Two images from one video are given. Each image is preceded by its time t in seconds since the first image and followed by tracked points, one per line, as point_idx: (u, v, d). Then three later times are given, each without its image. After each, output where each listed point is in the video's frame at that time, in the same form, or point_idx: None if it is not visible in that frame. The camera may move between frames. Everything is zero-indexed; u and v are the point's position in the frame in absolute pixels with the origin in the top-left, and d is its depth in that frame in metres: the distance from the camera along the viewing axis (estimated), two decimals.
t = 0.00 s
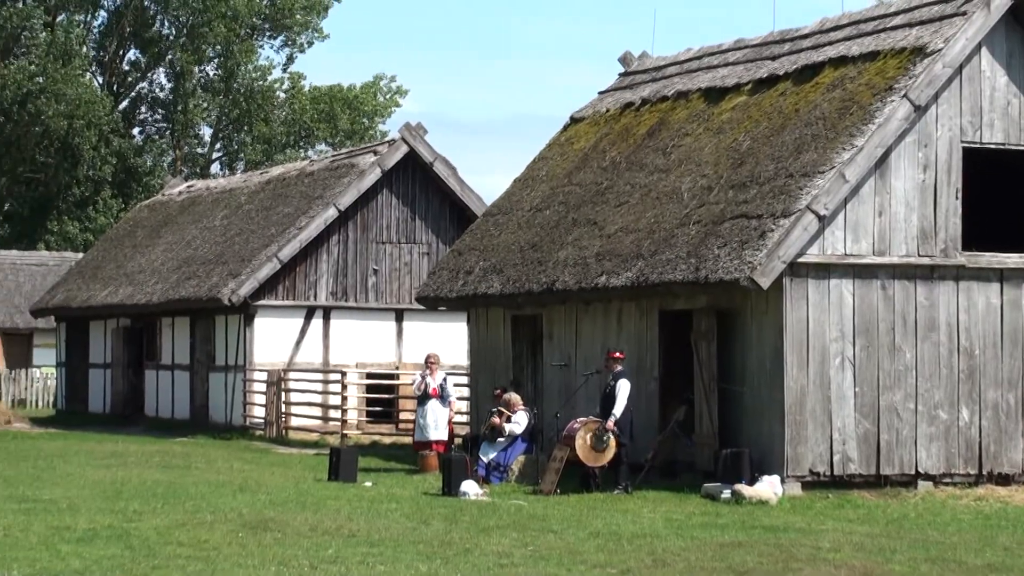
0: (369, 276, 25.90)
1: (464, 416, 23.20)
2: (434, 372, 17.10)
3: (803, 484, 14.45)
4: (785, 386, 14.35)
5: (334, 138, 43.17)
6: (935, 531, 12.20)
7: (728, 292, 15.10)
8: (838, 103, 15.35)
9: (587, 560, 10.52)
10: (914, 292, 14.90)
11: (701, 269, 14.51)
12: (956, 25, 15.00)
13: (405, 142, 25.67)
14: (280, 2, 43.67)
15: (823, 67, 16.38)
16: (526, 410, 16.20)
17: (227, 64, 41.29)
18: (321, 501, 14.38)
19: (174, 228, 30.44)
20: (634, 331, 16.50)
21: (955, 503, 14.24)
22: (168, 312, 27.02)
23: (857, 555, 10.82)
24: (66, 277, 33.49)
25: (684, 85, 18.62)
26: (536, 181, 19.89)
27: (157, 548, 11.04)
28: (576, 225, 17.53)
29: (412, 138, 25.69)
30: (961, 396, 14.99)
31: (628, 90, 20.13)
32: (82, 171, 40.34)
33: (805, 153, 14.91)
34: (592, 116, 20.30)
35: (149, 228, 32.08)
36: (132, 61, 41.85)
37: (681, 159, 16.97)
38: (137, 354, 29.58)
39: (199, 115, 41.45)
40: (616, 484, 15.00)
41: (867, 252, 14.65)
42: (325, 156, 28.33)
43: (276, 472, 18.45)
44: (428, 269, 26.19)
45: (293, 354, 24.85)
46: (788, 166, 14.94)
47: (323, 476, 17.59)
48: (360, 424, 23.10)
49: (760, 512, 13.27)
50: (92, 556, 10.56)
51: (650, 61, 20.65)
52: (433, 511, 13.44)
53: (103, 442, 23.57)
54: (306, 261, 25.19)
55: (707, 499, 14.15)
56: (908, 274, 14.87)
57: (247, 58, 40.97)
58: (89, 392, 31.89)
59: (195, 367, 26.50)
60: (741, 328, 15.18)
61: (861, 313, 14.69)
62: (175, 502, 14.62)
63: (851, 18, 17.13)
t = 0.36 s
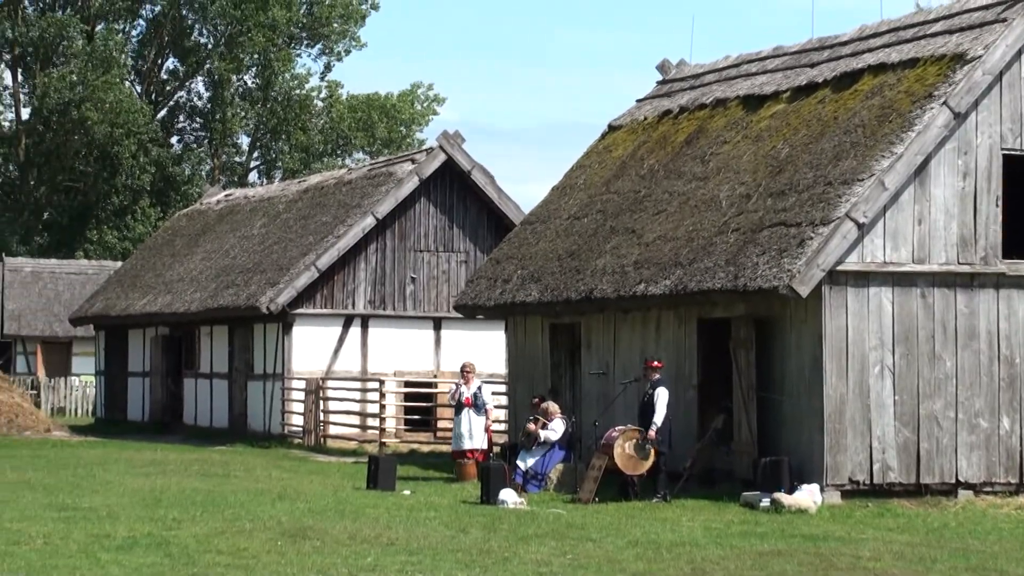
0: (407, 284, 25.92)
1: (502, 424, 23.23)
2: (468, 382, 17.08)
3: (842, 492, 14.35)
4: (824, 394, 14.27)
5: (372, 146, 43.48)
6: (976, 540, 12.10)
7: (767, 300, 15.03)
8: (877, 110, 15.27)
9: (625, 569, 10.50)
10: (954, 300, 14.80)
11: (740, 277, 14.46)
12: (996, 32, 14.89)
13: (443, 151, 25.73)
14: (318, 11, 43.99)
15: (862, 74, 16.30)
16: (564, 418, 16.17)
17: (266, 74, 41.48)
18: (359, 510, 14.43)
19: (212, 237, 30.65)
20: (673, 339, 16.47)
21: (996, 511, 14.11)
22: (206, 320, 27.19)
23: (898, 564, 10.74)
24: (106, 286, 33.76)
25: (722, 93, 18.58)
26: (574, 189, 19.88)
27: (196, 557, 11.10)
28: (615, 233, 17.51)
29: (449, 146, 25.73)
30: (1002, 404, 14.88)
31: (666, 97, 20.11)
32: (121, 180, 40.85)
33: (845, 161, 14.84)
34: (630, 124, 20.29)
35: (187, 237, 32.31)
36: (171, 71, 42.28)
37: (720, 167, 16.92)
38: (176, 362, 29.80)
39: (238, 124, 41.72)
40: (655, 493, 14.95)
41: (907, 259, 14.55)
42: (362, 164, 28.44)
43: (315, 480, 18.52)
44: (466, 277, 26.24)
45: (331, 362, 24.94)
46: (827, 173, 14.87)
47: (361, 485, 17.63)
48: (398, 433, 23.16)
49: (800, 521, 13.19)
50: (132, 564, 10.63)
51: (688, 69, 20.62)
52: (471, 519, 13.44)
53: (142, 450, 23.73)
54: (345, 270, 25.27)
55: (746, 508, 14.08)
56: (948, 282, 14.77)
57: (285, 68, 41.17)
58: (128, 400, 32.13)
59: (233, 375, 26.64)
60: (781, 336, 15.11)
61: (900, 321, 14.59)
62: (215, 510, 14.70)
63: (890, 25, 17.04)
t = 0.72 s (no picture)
0: (447, 288, 26.01)
1: (541, 428, 23.27)
2: (507, 386, 17.04)
3: (884, 497, 14.25)
4: (865, 399, 14.18)
5: (411, 150, 43.79)
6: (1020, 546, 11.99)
7: (808, 304, 14.95)
8: (918, 114, 15.18)
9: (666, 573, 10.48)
10: (997, 304, 14.70)
11: (780, 281, 14.39)
12: None
13: (483, 155, 25.75)
14: (358, 16, 44.27)
15: (903, 78, 16.20)
16: (604, 422, 16.16)
17: (306, 78, 41.62)
18: (399, 514, 14.48)
19: (252, 241, 30.83)
20: (713, 344, 16.42)
21: None
22: (247, 324, 27.36)
23: (941, 570, 10.67)
24: (146, 290, 34.02)
25: (763, 97, 18.52)
26: (614, 193, 19.85)
27: (237, 560, 11.17)
28: (655, 237, 17.48)
29: (490, 151, 25.75)
30: None
31: (706, 102, 20.07)
32: (161, 185, 41.49)
33: (886, 165, 14.75)
34: (671, 128, 20.26)
35: (228, 241, 32.52)
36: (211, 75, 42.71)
37: (761, 171, 16.86)
38: (216, 366, 30.03)
39: (278, 129, 41.88)
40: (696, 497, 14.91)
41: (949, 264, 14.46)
42: (402, 169, 28.52)
43: (355, 484, 18.59)
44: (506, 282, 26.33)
45: (372, 366, 25.01)
46: (868, 177, 14.79)
47: (401, 489, 17.67)
48: (438, 437, 23.23)
49: (841, 526, 13.11)
50: (173, 567, 10.71)
51: (729, 73, 20.57)
52: (512, 524, 13.45)
53: (182, 454, 23.89)
54: (385, 274, 25.34)
55: (787, 513, 14.00)
56: (990, 286, 14.67)
57: (324, 72, 41.35)
58: (168, 404, 32.39)
59: (273, 379, 26.77)
60: (822, 340, 15.02)
61: (942, 325, 14.50)
62: (255, 514, 14.78)
63: (931, 29, 16.94)
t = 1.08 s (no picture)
0: (492, 291, 26.07)
1: (586, 431, 23.26)
2: (552, 388, 17.16)
3: (931, 502, 14.14)
4: (912, 403, 14.08)
5: (457, 153, 43.92)
6: None
7: (854, 308, 14.85)
8: (966, 118, 15.06)
9: None
10: None
11: (827, 284, 14.31)
12: None
13: (529, 157, 25.76)
14: (404, 18, 44.44)
15: (951, 81, 16.08)
16: (650, 426, 16.13)
17: (352, 80, 41.82)
18: (443, 516, 14.52)
19: (298, 243, 30.99)
20: (759, 347, 16.36)
21: None
22: (292, 326, 27.51)
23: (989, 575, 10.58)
24: (192, 291, 34.28)
25: (810, 100, 18.43)
26: (660, 197, 19.81)
27: (283, 562, 11.25)
28: (701, 240, 17.43)
29: (535, 153, 25.77)
30: None
31: (753, 105, 20.00)
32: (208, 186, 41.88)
33: (933, 168, 14.65)
34: (717, 131, 20.20)
35: (274, 243, 32.72)
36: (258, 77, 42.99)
37: (807, 174, 16.77)
38: (262, 368, 30.23)
39: (324, 130, 41.77)
40: (741, 501, 14.85)
41: (996, 268, 14.36)
42: (448, 171, 28.59)
43: (401, 486, 18.65)
44: (551, 284, 26.37)
45: (417, 369, 25.08)
46: (915, 181, 14.69)
47: (446, 491, 17.72)
48: (484, 439, 23.28)
49: (888, 530, 13.03)
50: (220, 569, 10.79)
51: (775, 76, 20.50)
52: (557, 527, 13.46)
53: (228, 456, 24.05)
54: (430, 276, 25.40)
55: (833, 518, 13.92)
56: None
57: (371, 74, 41.40)
58: (214, 406, 32.62)
59: (318, 382, 26.87)
60: (868, 344, 14.93)
61: (989, 329, 14.40)
62: (301, 516, 14.87)
63: (980, 32, 16.80)
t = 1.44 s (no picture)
0: (553, 292, 26.07)
1: (646, 433, 23.21)
2: (616, 389, 17.24)
3: (995, 505, 13.98)
4: (975, 406, 13.93)
5: (516, 154, 43.90)
6: None
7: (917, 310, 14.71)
8: None
9: None
10: None
11: (889, 286, 14.19)
12: None
13: (589, 159, 25.76)
14: (462, 20, 44.57)
15: (1016, 81, 15.87)
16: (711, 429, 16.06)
17: (412, 82, 42.10)
18: (504, 517, 14.56)
19: (359, 244, 31.18)
20: (821, 349, 16.25)
21: None
22: (353, 327, 27.68)
23: None
24: (253, 293, 34.57)
25: (872, 101, 18.28)
26: (721, 198, 19.72)
27: (344, 562, 11.33)
28: (762, 242, 17.34)
29: (595, 155, 25.77)
30: None
31: (814, 105, 19.87)
32: (268, 188, 42.25)
33: (997, 169, 14.48)
34: (778, 132, 20.08)
35: (334, 244, 32.94)
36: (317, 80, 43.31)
37: (869, 175, 16.63)
38: (322, 369, 30.44)
39: (384, 132, 42.06)
40: (802, 504, 14.76)
41: None
42: (508, 172, 28.62)
43: (461, 487, 18.70)
44: (612, 286, 26.33)
45: (477, 370, 25.15)
46: (979, 182, 14.52)
47: (506, 492, 17.75)
48: (544, 440, 23.28)
49: (952, 533, 12.90)
50: (282, 569, 10.89)
51: (837, 76, 20.35)
52: (618, 528, 13.45)
53: (288, 456, 24.23)
54: (490, 278, 25.45)
55: (895, 520, 13.79)
56: None
57: (429, 75, 41.65)
58: (274, 407, 32.89)
59: (379, 383, 27.00)
60: (931, 346, 14.80)
61: None
62: (362, 516, 14.97)
63: None
